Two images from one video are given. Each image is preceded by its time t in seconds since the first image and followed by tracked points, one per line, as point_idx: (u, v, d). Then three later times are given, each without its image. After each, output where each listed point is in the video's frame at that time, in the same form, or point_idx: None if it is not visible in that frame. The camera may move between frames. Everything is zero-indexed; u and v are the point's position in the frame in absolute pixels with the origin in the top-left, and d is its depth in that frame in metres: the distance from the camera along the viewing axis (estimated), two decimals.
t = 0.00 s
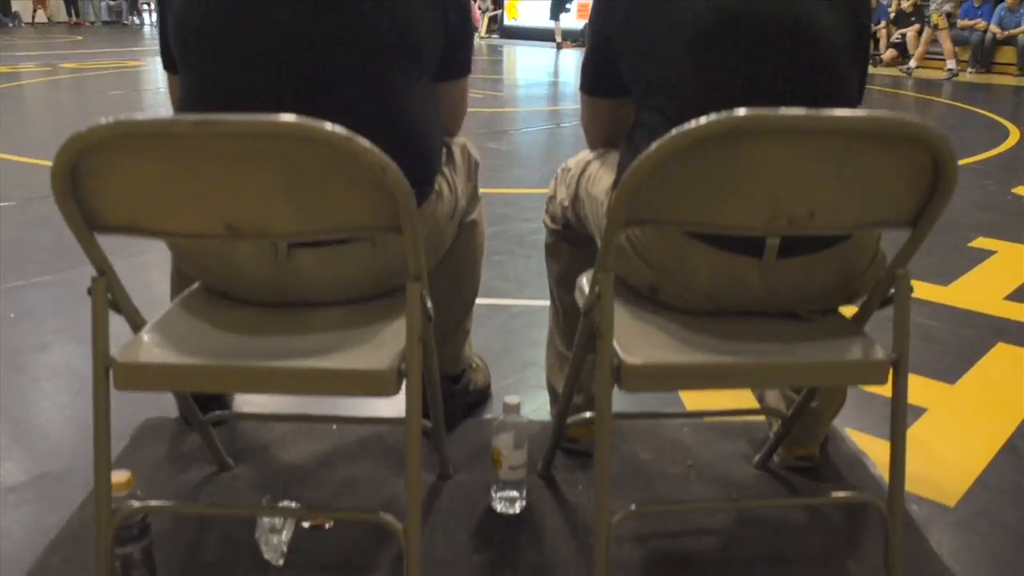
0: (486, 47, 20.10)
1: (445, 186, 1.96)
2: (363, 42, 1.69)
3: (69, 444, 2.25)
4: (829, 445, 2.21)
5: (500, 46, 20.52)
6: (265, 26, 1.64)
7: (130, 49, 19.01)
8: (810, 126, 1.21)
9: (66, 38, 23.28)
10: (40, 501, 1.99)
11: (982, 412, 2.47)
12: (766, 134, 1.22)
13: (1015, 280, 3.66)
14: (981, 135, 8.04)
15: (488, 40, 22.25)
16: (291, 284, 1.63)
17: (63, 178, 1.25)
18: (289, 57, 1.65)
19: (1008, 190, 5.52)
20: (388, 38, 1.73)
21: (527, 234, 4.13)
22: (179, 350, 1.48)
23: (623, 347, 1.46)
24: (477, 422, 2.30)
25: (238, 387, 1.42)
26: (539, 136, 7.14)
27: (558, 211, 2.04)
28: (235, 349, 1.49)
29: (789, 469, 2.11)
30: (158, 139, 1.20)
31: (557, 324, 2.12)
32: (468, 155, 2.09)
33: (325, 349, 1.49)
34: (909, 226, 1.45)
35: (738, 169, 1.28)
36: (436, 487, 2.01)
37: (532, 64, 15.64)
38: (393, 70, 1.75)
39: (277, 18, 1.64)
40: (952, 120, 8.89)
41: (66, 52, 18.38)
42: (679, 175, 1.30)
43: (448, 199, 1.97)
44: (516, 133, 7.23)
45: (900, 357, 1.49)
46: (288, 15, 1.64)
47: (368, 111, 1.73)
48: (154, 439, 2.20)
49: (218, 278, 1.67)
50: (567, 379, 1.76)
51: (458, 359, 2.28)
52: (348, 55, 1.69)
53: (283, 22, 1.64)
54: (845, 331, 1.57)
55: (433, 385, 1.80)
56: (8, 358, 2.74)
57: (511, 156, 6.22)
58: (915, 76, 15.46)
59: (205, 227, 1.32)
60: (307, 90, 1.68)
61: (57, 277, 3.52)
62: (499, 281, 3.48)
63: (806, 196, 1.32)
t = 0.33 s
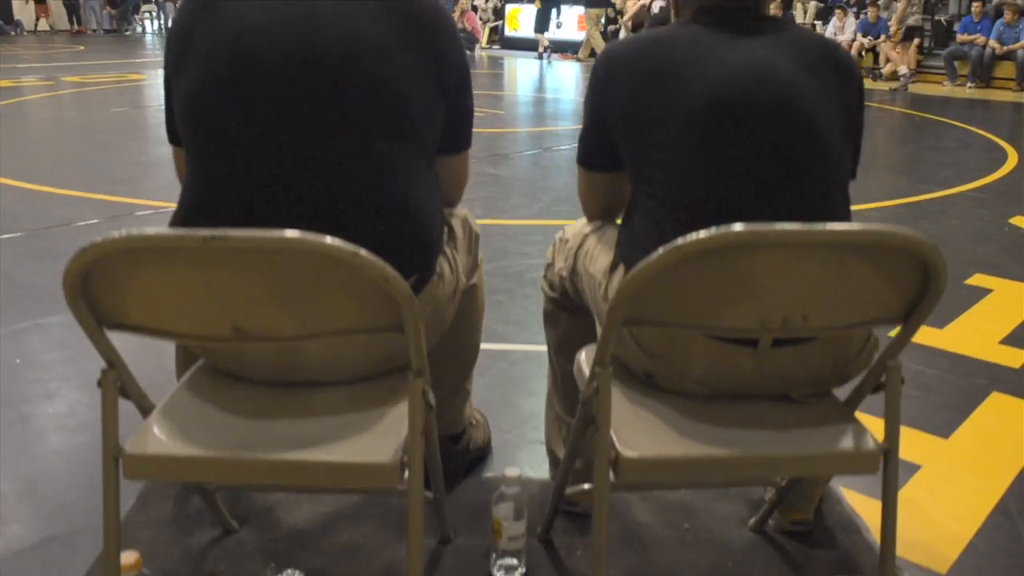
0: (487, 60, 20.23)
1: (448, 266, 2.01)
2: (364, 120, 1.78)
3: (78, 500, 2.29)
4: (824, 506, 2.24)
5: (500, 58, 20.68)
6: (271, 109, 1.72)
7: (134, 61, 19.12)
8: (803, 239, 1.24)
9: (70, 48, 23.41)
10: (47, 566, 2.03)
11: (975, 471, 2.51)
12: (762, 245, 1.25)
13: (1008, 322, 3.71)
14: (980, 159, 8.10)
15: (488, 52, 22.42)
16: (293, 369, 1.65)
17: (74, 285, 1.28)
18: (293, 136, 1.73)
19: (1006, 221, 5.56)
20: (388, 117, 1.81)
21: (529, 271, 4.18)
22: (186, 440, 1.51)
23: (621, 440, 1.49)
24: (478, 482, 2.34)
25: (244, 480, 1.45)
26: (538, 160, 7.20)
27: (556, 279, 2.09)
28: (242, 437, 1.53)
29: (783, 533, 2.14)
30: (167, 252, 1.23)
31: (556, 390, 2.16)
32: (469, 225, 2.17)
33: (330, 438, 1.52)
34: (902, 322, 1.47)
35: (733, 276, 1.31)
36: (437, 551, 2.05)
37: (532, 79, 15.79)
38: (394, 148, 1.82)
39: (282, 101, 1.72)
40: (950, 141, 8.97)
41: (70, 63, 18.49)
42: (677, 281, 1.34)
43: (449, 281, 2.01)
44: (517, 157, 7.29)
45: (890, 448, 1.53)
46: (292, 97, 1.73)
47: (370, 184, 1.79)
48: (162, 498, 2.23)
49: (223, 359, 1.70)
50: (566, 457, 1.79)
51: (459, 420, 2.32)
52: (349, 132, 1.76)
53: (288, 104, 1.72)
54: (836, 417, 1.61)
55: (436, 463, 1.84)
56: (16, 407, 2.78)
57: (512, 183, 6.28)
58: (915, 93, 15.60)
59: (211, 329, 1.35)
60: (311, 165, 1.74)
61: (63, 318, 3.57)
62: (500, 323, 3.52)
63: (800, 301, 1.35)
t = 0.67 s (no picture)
0: (489, 72, 20.35)
1: (450, 340, 2.08)
2: (368, 200, 1.83)
3: (89, 561, 2.39)
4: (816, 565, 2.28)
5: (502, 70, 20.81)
6: (278, 189, 1.79)
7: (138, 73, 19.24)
8: (793, 347, 1.29)
9: (73, 58, 23.55)
10: None
11: (967, 525, 2.57)
12: (753, 353, 1.30)
13: (1005, 361, 3.77)
14: (979, 181, 8.18)
15: (491, 64, 22.57)
16: (299, 450, 1.70)
17: (91, 388, 1.33)
18: (298, 215, 1.79)
19: (1003, 251, 5.62)
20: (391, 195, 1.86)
21: (530, 309, 4.23)
22: (196, 524, 1.56)
23: (618, 526, 1.54)
24: (478, 538, 2.39)
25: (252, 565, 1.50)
26: (540, 183, 7.28)
27: (555, 346, 2.16)
28: (251, 521, 1.57)
29: None
30: (178, 356, 1.29)
31: (556, 452, 2.21)
32: (472, 296, 2.25)
33: (335, 522, 1.57)
34: (891, 413, 1.52)
35: (726, 379, 1.36)
36: None
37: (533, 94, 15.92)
38: (396, 224, 1.88)
39: (288, 183, 1.79)
40: (949, 163, 9.02)
41: (75, 75, 18.62)
42: (672, 382, 1.39)
43: (451, 359, 2.06)
44: (519, 180, 7.37)
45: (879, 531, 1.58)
46: (297, 178, 1.79)
47: (373, 262, 1.84)
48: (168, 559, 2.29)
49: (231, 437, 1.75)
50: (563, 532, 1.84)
51: (460, 478, 2.37)
52: (353, 210, 1.82)
53: (293, 184, 1.79)
54: (828, 499, 1.66)
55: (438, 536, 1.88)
56: (28, 458, 2.88)
57: (514, 208, 6.36)
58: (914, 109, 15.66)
59: (222, 425, 1.40)
60: (314, 244, 1.79)
61: (71, 361, 3.65)
62: (501, 364, 3.58)
63: (789, 398, 1.40)
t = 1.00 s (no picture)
0: (490, 84, 20.46)
1: (453, 407, 2.14)
2: (372, 276, 1.88)
3: None
4: None
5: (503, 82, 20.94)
6: (285, 268, 1.85)
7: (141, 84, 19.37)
8: (781, 441, 1.35)
9: (76, 68, 23.69)
10: None
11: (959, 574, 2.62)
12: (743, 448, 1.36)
13: (999, 400, 3.82)
14: (977, 203, 8.24)
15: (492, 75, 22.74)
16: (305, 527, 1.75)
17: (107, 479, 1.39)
18: (305, 293, 1.84)
19: (1000, 280, 5.68)
20: (394, 270, 1.91)
21: (530, 344, 4.29)
22: None
23: None
24: None
25: None
26: (542, 206, 7.36)
27: (554, 407, 2.22)
28: None
29: None
30: (190, 451, 1.34)
31: (555, 508, 2.28)
32: (473, 360, 2.31)
33: None
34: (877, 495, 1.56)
35: (718, 470, 1.42)
36: None
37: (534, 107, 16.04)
38: (400, 299, 1.93)
39: (295, 261, 1.85)
40: (947, 184, 9.07)
41: (79, 87, 18.76)
42: (666, 473, 1.44)
43: (454, 429, 2.11)
44: (521, 203, 7.44)
45: None
46: (303, 257, 1.84)
47: (378, 336, 1.89)
48: None
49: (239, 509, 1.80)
50: None
51: (461, 531, 2.43)
52: (359, 287, 1.87)
53: (301, 263, 1.85)
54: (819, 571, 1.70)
55: None
56: (42, 510, 2.94)
57: (516, 233, 6.43)
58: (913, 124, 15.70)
59: (235, 511, 1.47)
60: (319, 320, 1.84)
61: (79, 399, 3.71)
62: (501, 403, 3.64)
63: (779, 485, 1.45)
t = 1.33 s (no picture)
0: (491, 95, 20.61)
1: (456, 468, 2.22)
2: (378, 350, 1.95)
3: None
4: None
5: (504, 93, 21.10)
6: (292, 339, 1.92)
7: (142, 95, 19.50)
8: (767, 526, 1.43)
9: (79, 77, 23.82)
10: None
11: None
12: (732, 532, 1.43)
13: (991, 435, 3.90)
14: (974, 223, 8.33)
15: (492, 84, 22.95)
16: None
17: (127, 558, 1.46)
18: (314, 366, 1.92)
19: (995, 307, 5.75)
20: (399, 344, 1.98)
21: (532, 376, 4.35)
22: None
23: None
24: None
25: None
26: (541, 227, 7.45)
27: (553, 462, 2.31)
28: None
29: None
30: (202, 534, 1.42)
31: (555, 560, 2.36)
32: (473, 419, 2.38)
33: None
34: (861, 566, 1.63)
35: (708, 551, 1.49)
36: None
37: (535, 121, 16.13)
38: (403, 365, 2.00)
39: (301, 331, 1.92)
40: (943, 203, 9.14)
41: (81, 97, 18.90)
42: (658, 553, 1.51)
43: (456, 491, 2.19)
44: (521, 223, 7.53)
45: None
46: (311, 332, 1.92)
47: (382, 404, 1.97)
48: None
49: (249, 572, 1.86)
50: None
51: None
52: (363, 355, 1.95)
53: (307, 332, 1.92)
54: None
55: None
56: (52, 545, 3.02)
57: (516, 256, 6.52)
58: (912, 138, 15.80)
59: None
60: (328, 392, 1.92)
61: (85, 432, 3.78)
62: (502, 439, 3.72)
63: (766, 561, 1.52)
